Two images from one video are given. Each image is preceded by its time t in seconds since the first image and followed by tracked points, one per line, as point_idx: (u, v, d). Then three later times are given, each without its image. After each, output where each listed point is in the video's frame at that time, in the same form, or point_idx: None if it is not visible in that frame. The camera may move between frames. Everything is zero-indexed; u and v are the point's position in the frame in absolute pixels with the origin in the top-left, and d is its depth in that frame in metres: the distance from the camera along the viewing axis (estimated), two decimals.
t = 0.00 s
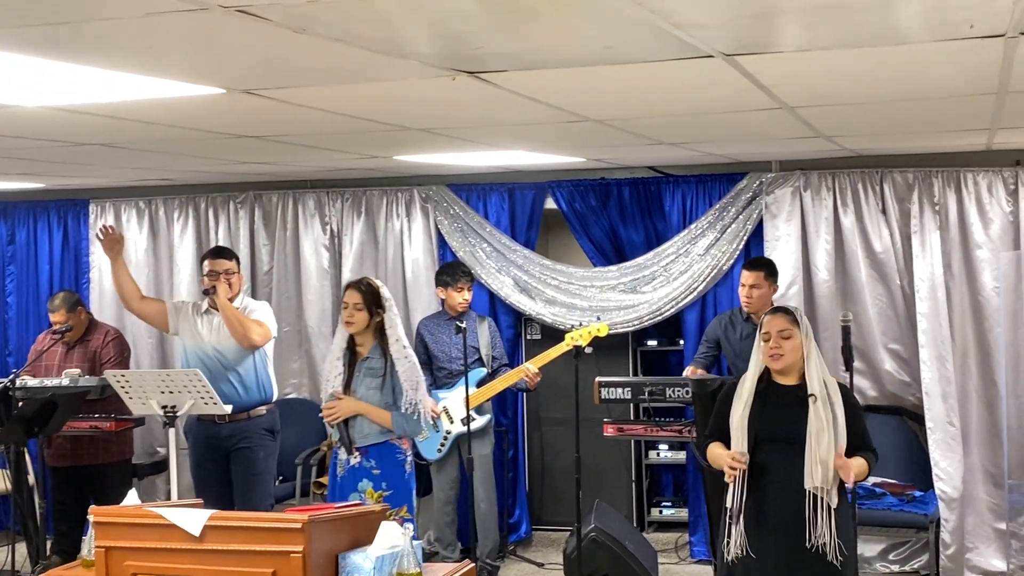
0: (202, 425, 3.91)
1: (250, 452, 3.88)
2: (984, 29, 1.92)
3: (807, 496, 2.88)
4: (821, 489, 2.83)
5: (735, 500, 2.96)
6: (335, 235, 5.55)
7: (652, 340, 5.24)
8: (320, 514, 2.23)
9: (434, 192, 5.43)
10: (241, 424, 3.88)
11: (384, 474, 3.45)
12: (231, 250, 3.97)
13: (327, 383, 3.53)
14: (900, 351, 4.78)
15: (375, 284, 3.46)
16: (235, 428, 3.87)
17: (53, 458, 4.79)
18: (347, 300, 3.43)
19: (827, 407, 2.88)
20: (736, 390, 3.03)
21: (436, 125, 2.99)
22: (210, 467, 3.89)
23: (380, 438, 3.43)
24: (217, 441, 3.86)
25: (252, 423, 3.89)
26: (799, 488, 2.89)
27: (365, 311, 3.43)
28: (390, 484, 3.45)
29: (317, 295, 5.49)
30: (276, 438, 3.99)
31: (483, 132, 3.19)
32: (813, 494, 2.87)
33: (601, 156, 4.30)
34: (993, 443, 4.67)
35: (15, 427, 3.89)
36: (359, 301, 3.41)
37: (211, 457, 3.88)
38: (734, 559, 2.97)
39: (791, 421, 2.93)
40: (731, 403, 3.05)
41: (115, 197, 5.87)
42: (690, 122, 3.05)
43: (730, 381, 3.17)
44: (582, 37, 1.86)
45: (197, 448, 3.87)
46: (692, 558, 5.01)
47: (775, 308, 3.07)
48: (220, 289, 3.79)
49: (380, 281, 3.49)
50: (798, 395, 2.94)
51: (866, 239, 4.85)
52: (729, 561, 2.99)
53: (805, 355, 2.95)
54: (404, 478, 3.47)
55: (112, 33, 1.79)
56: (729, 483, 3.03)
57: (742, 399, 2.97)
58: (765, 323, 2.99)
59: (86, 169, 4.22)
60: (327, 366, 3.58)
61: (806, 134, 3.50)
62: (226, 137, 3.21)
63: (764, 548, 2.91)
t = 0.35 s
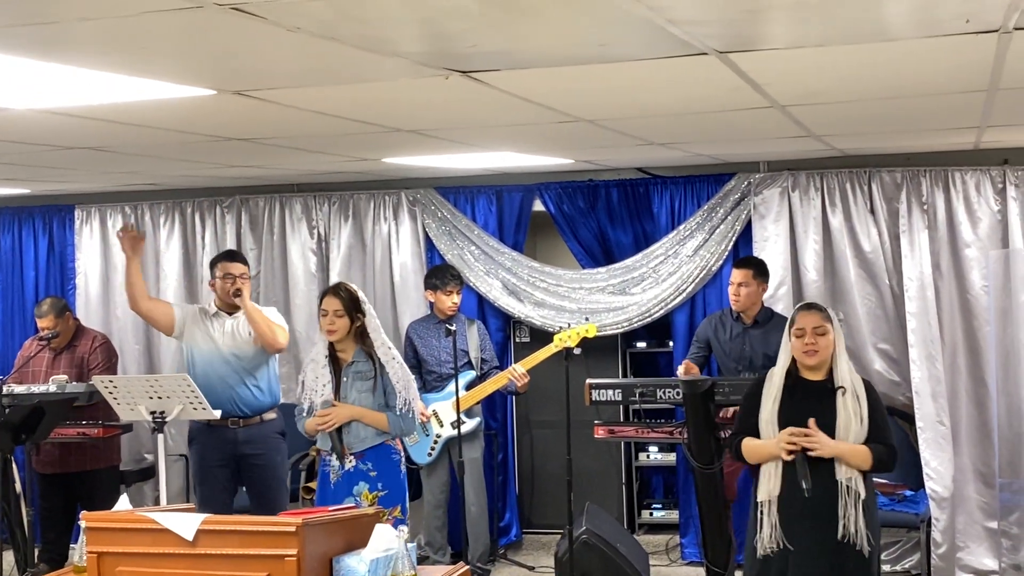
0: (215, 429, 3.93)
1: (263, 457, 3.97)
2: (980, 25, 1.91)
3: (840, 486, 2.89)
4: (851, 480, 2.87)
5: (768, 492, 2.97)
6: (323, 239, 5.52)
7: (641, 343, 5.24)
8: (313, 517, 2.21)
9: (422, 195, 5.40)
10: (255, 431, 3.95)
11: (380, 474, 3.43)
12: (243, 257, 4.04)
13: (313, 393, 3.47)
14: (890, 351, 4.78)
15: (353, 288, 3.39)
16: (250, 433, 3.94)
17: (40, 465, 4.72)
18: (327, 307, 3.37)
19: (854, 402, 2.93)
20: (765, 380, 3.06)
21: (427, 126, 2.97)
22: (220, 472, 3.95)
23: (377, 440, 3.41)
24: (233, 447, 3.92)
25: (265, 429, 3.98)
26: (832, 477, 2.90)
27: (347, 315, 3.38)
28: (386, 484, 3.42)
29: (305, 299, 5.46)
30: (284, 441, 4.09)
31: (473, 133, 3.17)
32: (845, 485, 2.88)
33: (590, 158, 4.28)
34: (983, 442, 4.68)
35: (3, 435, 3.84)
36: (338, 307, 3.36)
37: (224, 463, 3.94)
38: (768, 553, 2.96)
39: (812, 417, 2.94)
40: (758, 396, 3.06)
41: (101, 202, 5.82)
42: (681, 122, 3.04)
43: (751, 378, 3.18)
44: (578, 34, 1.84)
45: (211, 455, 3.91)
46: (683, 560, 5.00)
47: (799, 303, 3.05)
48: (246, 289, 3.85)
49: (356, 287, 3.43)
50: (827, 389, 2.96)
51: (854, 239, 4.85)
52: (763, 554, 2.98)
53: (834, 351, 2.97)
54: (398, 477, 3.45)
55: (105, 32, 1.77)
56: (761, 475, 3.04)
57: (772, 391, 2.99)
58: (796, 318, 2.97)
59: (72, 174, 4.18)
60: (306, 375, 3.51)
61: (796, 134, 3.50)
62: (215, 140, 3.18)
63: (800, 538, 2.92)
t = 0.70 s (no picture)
0: (237, 430, 3.99)
1: (280, 457, 4.11)
2: (960, 25, 1.92)
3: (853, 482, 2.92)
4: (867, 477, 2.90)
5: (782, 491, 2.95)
6: (310, 242, 5.51)
7: (628, 344, 5.25)
8: (300, 519, 2.21)
9: (408, 198, 5.39)
10: (277, 429, 4.07)
11: (378, 483, 3.28)
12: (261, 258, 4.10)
13: (308, 401, 3.29)
14: (876, 350, 4.79)
15: (343, 292, 3.27)
16: (272, 432, 4.05)
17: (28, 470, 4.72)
18: (326, 312, 3.26)
19: (867, 399, 2.95)
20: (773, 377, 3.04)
21: (412, 129, 2.97)
22: (239, 472, 4.01)
23: (376, 446, 3.26)
24: (257, 445, 4.02)
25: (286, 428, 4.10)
26: (844, 474, 2.93)
27: (345, 320, 3.29)
28: (385, 492, 3.28)
29: (292, 302, 5.44)
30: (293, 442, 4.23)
31: (459, 136, 3.17)
32: (859, 480, 2.91)
33: (577, 159, 4.28)
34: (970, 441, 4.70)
35: None
36: (338, 312, 3.27)
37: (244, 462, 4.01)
38: (784, 551, 2.97)
39: (825, 411, 2.96)
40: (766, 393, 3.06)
41: (88, 207, 5.80)
42: (666, 123, 3.05)
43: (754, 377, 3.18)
44: (560, 35, 1.84)
45: (234, 454, 3.98)
46: (672, 561, 5.01)
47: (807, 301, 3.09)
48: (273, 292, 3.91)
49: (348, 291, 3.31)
50: (838, 386, 2.99)
51: (841, 239, 4.87)
52: (777, 552, 2.98)
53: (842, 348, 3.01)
54: (396, 486, 3.31)
55: (86, 35, 1.76)
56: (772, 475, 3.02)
57: (780, 388, 2.98)
58: (806, 316, 3.00)
59: (57, 178, 4.16)
60: (299, 384, 3.32)
61: (781, 134, 3.51)
62: (199, 144, 3.17)
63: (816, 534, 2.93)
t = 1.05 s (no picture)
0: (236, 427, 4.00)
1: (274, 457, 4.13)
2: (933, 24, 1.93)
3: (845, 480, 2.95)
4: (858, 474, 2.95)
5: (775, 486, 2.97)
6: (298, 243, 5.51)
7: (616, 344, 5.26)
8: (281, 520, 2.21)
9: (397, 199, 5.39)
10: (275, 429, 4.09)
11: (382, 486, 3.25)
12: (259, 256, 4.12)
13: (316, 401, 3.28)
14: (863, 349, 4.81)
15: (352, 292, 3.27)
16: (270, 432, 4.08)
17: (17, 471, 4.72)
18: (335, 310, 3.26)
19: (859, 397, 2.99)
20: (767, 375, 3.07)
21: (395, 130, 2.97)
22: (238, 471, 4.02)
23: (383, 447, 3.26)
24: (256, 444, 4.04)
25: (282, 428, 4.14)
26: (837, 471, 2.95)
27: (354, 318, 3.29)
28: (389, 496, 3.25)
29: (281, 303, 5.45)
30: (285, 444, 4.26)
31: (443, 137, 3.18)
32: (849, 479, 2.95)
33: (563, 159, 4.29)
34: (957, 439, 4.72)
35: None
36: (346, 311, 3.27)
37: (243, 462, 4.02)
38: (776, 548, 2.96)
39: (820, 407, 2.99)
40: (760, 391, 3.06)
41: (77, 208, 5.79)
42: (648, 124, 3.06)
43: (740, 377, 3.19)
44: (534, 36, 1.84)
45: (233, 453, 4.00)
46: (660, 560, 5.02)
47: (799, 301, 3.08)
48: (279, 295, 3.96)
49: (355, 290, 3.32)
50: (830, 384, 3.02)
51: (827, 238, 4.88)
52: (770, 549, 2.98)
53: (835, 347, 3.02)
54: (400, 489, 3.29)
55: (60, 38, 1.76)
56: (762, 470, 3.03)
57: (777, 384, 3.01)
58: (801, 315, 3.00)
59: (43, 180, 4.15)
60: (306, 384, 3.29)
61: (765, 134, 3.52)
62: (183, 145, 3.17)
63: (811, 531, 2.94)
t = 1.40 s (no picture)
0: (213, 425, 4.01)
1: (259, 457, 4.09)
2: (908, 22, 1.93)
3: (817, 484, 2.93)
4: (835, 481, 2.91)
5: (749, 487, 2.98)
6: (292, 241, 5.52)
7: (610, 341, 5.26)
8: (265, 517, 2.22)
9: (390, 197, 5.40)
10: (255, 429, 4.06)
11: (383, 486, 3.24)
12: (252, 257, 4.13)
13: (320, 398, 3.27)
14: (856, 347, 4.82)
15: (360, 290, 3.27)
16: (251, 432, 4.05)
17: (12, 468, 4.73)
18: (341, 307, 3.25)
19: (839, 401, 2.94)
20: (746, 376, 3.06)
21: (382, 128, 2.98)
22: (215, 470, 4.02)
23: (384, 448, 3.25)
24: (232, 443, 4.02)
25: (264, 428, 4.10)
26: (809, 475, 2.94)
27: (361, 316, 3.28)
28: (390, 496, 3.24)
29: (275, 301, 5.45)
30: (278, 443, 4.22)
31: (431, 135, 3.18)
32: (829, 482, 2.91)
33: (555, 157, 4.29)
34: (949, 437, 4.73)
35: None
36: (353, 307, 3.26)
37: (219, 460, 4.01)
38: (748, 546, 2.98)
39: (795, 408, 2.97)
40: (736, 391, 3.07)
41: (72, 207, 5.80)
42: (635, 122, 3.06)
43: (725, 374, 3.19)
44: (510, 35, 1.85)
45: (208, 452, 3.99)
46: (653, 557, 5.03)
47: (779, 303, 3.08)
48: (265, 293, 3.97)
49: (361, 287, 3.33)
50: (810, 387, 2.99)
51: (820, 236, 4.89)
52: (742, 547, 3.00)
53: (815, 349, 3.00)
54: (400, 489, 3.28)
55: (37, 37, 1.77)
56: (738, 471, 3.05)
57: (753, 385, 3.00)
58: (777, 318, 3.01)
59: (36, 179, 4.16)
60: (310, 379, 3.29)
61: (753, 133, 3.53)
62: (171, 144, 3.18)
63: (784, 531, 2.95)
